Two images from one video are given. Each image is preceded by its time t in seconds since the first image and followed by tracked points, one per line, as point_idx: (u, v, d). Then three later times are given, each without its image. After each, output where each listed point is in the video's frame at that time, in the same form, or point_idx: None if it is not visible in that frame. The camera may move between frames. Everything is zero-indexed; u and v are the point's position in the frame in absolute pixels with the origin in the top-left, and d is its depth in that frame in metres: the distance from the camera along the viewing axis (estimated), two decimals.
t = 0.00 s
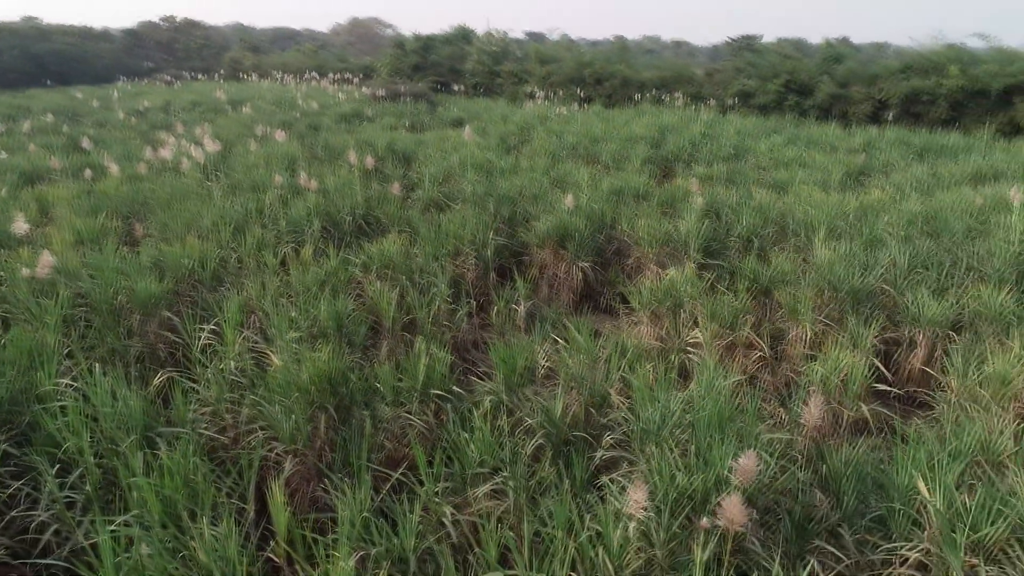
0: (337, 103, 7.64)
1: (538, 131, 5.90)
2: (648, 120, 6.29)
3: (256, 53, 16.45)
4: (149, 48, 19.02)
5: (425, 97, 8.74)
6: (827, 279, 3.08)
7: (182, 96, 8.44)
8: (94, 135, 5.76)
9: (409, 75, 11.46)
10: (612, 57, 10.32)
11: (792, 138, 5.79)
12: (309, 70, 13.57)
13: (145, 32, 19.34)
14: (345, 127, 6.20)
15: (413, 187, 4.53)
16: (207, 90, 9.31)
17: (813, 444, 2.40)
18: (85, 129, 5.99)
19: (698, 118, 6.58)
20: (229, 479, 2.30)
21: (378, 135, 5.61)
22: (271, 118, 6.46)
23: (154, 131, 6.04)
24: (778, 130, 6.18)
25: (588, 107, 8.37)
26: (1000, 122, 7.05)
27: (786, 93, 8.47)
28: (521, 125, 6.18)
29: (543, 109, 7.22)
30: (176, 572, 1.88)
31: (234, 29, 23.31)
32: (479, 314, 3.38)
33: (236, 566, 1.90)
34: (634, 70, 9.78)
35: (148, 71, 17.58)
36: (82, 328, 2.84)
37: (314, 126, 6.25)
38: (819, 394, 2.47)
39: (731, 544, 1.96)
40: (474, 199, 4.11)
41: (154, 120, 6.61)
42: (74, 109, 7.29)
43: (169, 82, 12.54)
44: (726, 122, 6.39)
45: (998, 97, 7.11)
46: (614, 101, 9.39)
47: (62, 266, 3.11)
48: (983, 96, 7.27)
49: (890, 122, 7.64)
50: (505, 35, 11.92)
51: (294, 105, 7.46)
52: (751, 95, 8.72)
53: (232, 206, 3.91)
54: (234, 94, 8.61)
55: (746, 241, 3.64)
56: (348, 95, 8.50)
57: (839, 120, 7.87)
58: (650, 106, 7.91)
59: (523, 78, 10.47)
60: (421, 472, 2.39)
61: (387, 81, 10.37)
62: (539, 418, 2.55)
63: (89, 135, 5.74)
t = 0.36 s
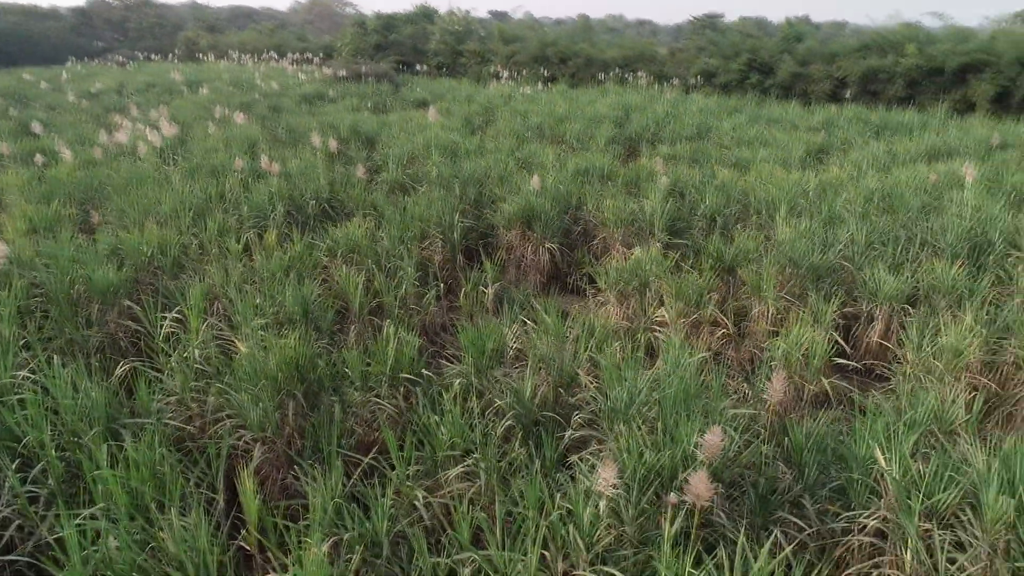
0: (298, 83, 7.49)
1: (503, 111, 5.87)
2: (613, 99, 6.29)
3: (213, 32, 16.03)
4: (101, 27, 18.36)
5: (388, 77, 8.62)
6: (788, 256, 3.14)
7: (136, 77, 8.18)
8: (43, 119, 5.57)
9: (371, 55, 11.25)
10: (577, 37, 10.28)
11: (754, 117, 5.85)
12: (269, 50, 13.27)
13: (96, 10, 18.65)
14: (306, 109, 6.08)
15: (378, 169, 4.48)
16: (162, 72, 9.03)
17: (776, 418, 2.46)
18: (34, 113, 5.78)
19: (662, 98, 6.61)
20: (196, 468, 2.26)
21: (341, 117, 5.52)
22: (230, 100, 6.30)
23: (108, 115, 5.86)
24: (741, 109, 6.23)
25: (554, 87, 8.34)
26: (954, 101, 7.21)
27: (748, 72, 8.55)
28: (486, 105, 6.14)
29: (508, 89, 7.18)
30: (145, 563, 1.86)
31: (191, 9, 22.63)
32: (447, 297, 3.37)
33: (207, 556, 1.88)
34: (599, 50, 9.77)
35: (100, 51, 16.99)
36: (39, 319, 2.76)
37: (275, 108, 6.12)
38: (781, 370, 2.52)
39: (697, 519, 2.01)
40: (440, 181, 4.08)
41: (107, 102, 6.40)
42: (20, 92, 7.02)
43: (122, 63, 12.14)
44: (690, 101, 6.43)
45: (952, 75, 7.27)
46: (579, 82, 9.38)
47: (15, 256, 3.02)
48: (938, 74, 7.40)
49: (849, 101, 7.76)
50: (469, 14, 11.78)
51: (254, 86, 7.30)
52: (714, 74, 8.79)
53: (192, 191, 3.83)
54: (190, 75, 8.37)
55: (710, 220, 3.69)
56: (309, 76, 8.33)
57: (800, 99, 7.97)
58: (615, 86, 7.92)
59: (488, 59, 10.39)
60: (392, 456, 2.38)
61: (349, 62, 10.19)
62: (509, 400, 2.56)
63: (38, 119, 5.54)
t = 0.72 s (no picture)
0: (255, 70, 7.32)
1: (466, 97, 5.82)
2: (576, 84, 6.28)
3: (165, 16, 15.54)
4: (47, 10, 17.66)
5: (349, 63, 8.48)
6: (750, 239, 3.18)
7: (85, 64, 7.90)
8: None
9: (330, 40, 11.02)
10: (538, 21, 10.22)
11: (716, 100, 5.90)
12: (225, 35, 12.94)
13: None
14: (264, 95, 5.95)
15: (340, 157, 4.41)
16: (113, 58, 8.74)
17: (740, 399, 2.50)
18: None
19: (624, 82, 6.62)
20: (163, 465, 2.22)
21: (301, 104, 5.42)
22: (186, 87, 6.14)
23: (57, 103, 5.66)
24: (703, 93, 6.28)
25: (517, 71, 8.29)
26: (908, 84, 7.36)
27: (709, 56, 8.61)
28: (449, 91, 6.08)
29: (471, 74, 7.13)
30: (113, 564, 1.82)
31: None
32: (414, 286, 3.35)
33: (177, 554, 1.85)
34: (561, 34, 9.74)
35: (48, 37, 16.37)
36: None
37: (232, 95, 5.98)
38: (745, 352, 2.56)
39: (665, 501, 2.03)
40: (404, 168, 4.04)
41: (54, 90, 6.18)
42: None
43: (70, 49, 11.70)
44: (652, 85, 6.46)
45: (906, 59, 7.41)
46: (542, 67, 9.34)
47: None
48: (893, 58, 7.53)
49: (807, 84, 7.88)
50: None
51: (209, 73, 7.11)
52: (676, 58, 8.83)
53: (149, 182, 3.73)
54: (143, 61, 8.13)
55: (674, 204, 3.72)
56: (267, 62, 8.16)
57: (760, 83, 8.06)
58: (578, 70, 7.91)
59: (450, 43, 10.28)
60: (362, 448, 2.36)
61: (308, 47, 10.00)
62: (478, 388, 2.56)
63: None
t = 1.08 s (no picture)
0: (212, 63, 7.16)
1: (429, 89, 5.78)
2: (539, 76, 6.27)
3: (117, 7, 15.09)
4: None
5: (309, 55, 8.35)
6: (713, 230, 3.22)
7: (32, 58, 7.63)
8: None
9: (290, 32, 10.82)
10: (500, 13, 10.18)
11: (678, 91, 5.95)
12: (179, 27, 12.63)
13: None
14: (221, 89, 5.83)
15: (303, 152, 4.35)
16: (63, 52, 8.45)
17: (706, 387, 2.53)
18: None
19: (587, 73, 6.64)
20: (127, 470, 2.16)
21: (261, 97, 5.32)
22: (141, 81, 5.97)
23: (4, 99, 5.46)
24: (665, 84, 6.33)
25: (480, 63, 8.26)
26: (864, 74, 7.52)
27: (670, 47, 8.68)
28: (412, 83, 6.02)
29: (433, 66, 7.07)
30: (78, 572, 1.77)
31: None
32: (381, 281, 3.32)
33: (144, 559, 1.81)
34: (523, 26, 9.73)
35: None
36: None
37: (189, 89, 5.84)
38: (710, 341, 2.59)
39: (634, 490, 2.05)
40: (368, 162, 3.99)
41: None
42: None
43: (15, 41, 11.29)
44: (615, 77, 6.49)
45: (861, 49, 7.55)
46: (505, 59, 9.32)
47: None
48: (849, 48, 7.68)
49: (766, 74, 8.00)
50: None
51: (164, 66, 6.94)
52: (637, 49, 8.88)
53: (104, 180, 3.63)
54: (93, 54, 7.88)
55: (638, 195, 3.74)
56: (224, 54, 7.98)
57: (721, 74, 8.16)
58: (541, 62, 7.90)
59: (412, 35, 10.19)
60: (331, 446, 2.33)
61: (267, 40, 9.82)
62: (448, 382, 2.55)
63: None
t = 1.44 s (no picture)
0: (166, 59, 6.99)
1: (391, 85, 5.72)
2: (501, 71, 6.26)
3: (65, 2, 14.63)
4: None
5: (266, 50, 8.20)
6: (677, 223, 3.25)
7: None
8: None
9: (246, 28, 10.62)
10: (462, 7, 10.12)
11: (640, 85, 5.99)
12: (131, 22, 12.30)
13: None
14: (176, 86, 5.69)
15: (263, 149, 4.27)
16: (8, 49, 8.15)
17: (673, 379, 2.55)
18: None
19: (549, 68, 6.65)
20: (88, 480, 2.09)
21: (218, 95, 5.21)
22: (91, 79, 5.79)
23: None
24: (626, 78, 6.37)
25: (441, 58, 8.22)
26: (820, 67, 7.67)
27: (631, 41, 8.74)
28: (373, 79, 5.96)
29: (394, 62, 7.01)
30: None
31: None
32: (346, 280, 3.28)
33: (108, 571, 1.75)
34: (485, 20, 9.70)
35: None
36: None
37: (143, 87, 5.69)
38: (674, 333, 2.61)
39: (603, 483, 2.05)
40: (330, 160, 3.94)
41: None
42: None
43: None
44: (577, 71, 6.51)
45: (817, 42, 7.69)
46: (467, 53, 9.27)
47: None
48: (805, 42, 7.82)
49: (726, 68, 8.11)
50: None
51: (115, 63, 6.75)
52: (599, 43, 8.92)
53: (56, 182, 3.51)
54: (39, 50, 7.62)
55: (602, 189, 3.76)
56: (178, 50, 7.80)
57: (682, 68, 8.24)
58: (503, 56, 7.89)
59: (373, 30, 10.08)
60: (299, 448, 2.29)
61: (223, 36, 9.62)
62: (416, 381, 2.52)
63: None
